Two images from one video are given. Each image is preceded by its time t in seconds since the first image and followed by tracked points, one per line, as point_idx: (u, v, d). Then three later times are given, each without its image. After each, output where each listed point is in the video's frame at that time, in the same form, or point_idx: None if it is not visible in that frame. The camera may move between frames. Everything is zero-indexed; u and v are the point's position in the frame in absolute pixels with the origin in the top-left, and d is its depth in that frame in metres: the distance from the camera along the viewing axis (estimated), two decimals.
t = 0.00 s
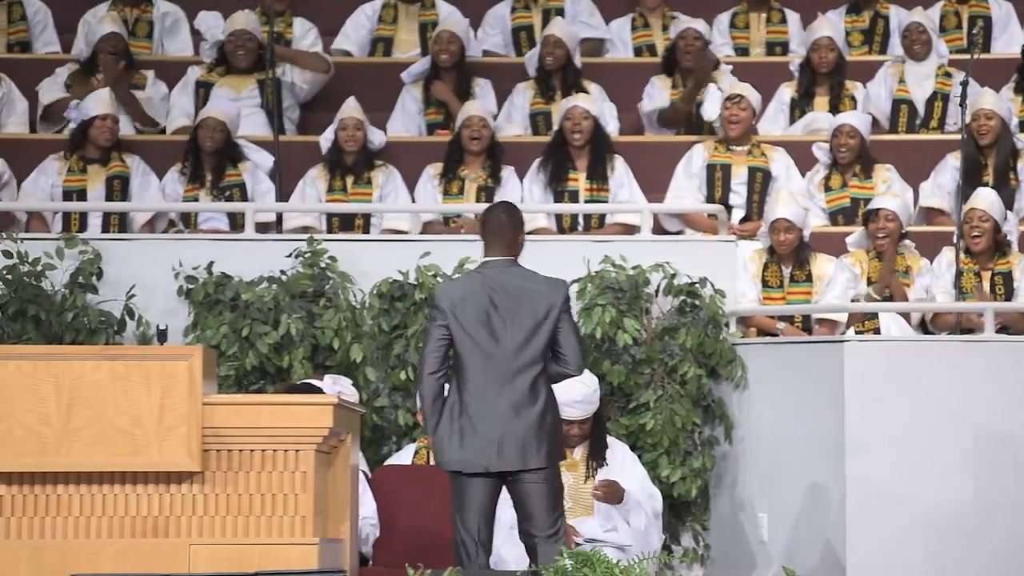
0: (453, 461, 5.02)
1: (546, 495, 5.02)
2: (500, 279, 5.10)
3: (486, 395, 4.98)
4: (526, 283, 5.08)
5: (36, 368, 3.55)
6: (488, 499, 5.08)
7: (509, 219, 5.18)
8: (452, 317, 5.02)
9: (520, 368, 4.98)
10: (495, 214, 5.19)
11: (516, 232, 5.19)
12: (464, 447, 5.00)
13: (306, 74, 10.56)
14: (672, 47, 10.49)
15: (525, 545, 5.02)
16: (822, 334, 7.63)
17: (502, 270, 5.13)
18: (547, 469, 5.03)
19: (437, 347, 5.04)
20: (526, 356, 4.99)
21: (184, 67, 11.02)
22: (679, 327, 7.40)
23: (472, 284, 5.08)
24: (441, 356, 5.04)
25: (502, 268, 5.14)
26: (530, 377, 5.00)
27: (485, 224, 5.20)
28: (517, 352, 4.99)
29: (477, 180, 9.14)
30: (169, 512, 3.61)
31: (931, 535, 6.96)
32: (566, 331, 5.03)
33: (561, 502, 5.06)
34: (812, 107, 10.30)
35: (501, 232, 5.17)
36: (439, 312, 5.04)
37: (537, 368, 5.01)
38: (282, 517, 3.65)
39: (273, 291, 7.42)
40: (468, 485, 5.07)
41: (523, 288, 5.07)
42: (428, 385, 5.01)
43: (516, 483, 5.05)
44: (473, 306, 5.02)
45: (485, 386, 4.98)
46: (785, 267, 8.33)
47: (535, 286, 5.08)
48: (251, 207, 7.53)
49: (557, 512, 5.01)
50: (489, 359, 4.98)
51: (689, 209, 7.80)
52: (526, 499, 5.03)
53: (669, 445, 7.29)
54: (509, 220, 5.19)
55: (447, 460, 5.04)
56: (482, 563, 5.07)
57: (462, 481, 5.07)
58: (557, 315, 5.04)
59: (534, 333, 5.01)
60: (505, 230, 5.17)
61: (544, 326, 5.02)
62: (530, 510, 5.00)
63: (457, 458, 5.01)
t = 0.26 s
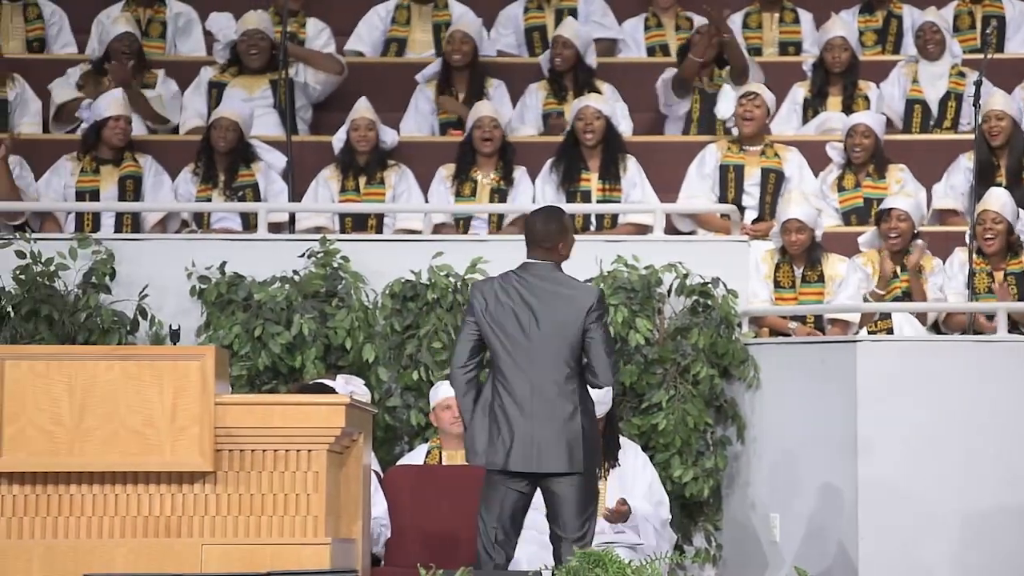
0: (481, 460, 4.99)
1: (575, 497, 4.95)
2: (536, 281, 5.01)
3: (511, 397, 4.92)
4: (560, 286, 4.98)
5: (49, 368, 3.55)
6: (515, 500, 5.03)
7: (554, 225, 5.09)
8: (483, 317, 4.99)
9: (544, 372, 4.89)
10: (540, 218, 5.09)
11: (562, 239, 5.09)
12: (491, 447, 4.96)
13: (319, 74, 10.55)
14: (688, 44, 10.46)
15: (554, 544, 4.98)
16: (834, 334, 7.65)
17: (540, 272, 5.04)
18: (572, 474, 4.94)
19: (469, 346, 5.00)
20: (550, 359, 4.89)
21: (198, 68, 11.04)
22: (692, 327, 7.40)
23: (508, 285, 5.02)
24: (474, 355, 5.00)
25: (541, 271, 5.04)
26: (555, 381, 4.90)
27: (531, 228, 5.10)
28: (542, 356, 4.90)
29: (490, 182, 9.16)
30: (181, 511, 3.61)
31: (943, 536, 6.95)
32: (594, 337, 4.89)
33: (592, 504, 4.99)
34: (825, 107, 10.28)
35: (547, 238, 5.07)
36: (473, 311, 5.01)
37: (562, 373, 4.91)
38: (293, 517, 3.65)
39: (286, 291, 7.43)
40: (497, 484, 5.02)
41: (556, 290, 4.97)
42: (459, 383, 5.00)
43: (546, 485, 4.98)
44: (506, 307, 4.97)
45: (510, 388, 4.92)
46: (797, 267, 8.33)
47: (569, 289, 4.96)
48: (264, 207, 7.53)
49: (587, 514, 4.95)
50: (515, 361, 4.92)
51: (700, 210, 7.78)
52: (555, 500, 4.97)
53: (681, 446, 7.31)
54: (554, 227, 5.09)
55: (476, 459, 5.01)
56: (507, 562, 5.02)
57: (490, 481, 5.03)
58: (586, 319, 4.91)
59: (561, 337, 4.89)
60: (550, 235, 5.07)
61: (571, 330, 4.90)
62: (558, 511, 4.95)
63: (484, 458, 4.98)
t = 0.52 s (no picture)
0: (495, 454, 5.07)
1: (579, 496, 4.92)
2: (549, 277, 5.02)
3: (518, 393, 4.96)
4: (569, 283, 4.96)
5: (48, 369, 3.55)
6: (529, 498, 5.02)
7: (575, 221, 5.04)
8: (500, 313, 5.06)
9: (547, 368, 4.91)
10: (559, 214, 5.05)
11: (579, 236, 5.05)
12: (501, 441, 5.02)
13: (319, 75, 10.55)
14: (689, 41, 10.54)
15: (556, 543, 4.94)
16: (833, 334, 7.65)
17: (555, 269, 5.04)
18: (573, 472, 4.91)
19: (487, 341, 5.09)
20: (553, 356, 4.90)
21: (197, 68, 11.04)
22: (691, 328, 7.39)
23: (525, 282, 5.06)
24: (492, 350, 5.08)
25: (557, 267, 5.03)
26: (557, 377, 4.91)
27: (551, 225, 5.06)
28: (546, 352, 4.92)
29: (490, 182, 9.16)
30: (181, 512, 3.61)
31: (944, 536, 6.94)
32: (594, 336, 4.84)
33: (593, 504, 4.94)
34: (824, 107, 10.29)
35: (566, 235, 5.04)
36: (492, 307, 5.10)
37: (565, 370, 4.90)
38: (293, 517, 3.65)
39: (285, 291, 7.42)
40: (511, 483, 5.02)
41: (565, 287, 4.95)
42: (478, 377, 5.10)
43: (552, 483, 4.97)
44: (520, 303, 5.02)
45: (517, 383, 4.97)
46: (796, 267, 8.33)
47: (577, 286, 4.94)
48: (263, 207, 7.54)
49: (584, 516, 4.90)
50: (523, 357, 4.96)
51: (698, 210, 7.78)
52: (561, 499, 4.94)
53: (680, 446, 7.31)
54: (573, 224, 5.04)
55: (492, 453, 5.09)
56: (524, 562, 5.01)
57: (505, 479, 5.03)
58: (587, 317, 4.86)
59: (563, 333, 4.89)
60: (569, 232, 5.04)
61: (573, 327, 4.88)
62: (562, 510, 4.92)
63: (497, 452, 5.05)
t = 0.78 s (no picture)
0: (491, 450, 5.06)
1: (573, 495, 4.91)
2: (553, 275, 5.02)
3: (518, 390, 4.96)
4: (573, 281, 4.96)
5: (46, 368, 3.55)
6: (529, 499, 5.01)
7: (577, 216, 5.07)
8: (502, 309, 5.05)
9: (549, 366, 4.91)
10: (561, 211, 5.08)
11: (584, 231, 5.08)
12: (498, 437, 5.01)
13: (317, 73, 10.55)
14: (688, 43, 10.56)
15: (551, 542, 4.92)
16: (832, 334, 7.66)
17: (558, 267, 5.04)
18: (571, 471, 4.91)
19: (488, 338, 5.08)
20: (555, 355, 4.90)
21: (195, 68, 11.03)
22: (690, 327, 7.38)
23: (528, 280, 5.06)
24: (492, 346, 5.07)
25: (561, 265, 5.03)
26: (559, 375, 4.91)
27: (554, 221, 5.09)
28: (549, 349, 4.91)
29: (489, 181, 9.16)
30: (179, 512, 3.61)
31: (943, 535, 6.94)
32: (599, 335, 4.85)
33: (588, 505, 4.93)
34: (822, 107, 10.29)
35: (569, 229, 5.07)
36: (493, 303, 5.09)
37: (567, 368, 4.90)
38: (291, 517, 3.65)
39: (283, 291, 7.42)
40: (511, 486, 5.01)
41: (569, 286, 4.96)
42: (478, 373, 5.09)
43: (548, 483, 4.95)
44: (523, 300, 5.02)
45: (517, 380, 4.97)
46: (795, 267, 8.33)
47: (581, 285, 4.95)
48: (262, 207, 7.54)
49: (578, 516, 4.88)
50: (524, 354, 4.95)
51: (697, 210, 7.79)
52: (555, 498, 4.93)
53: (679, 445, 7.31)
54: (576, 218, 5.08)
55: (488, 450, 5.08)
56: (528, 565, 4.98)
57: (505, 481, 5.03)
58: (593, 316, 4.87)
59: (567, 332, 4.89)
60: (572, 228, 5.06)
61: (577, 326, 4.89)
62: (558, 510, 4.90)
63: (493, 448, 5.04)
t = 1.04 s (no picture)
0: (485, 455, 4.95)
1: (572, 495, 4.92)
2: (546, 272, 5.00)
3: (523, 391, 4.91)
4: (572, 278, 4.97)
5: (47, 368, 3.55)
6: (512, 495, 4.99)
7: (554, 216, 5.09)
8: (495, 310, 4.95)
9: (558, 366, 4.89)
10: (538, 210, 5.09)
11: (561, 229, 5.09)
12: (497, 441, 4.92)
13: (317, 71, 10.53)
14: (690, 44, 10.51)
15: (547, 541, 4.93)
16: (831, 334, 7.67)
17: (549, 264, 5.02)
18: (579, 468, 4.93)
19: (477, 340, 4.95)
20: (565, 353, 4.89)
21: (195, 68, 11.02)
22: (690, 327, 7.38)
23: (517, 278, 4.99)
24: (481, 349, 4.95)
25: (548, 263, 5.03)
26: (568, 373, 4.90)
27: (531, 222, 5.09)
28: (558, 349, 4.89)
29: (490, 181, 9.15)
30: (179, 511, 3.61)
31: (943, 534, 6.94)
32: (611, 330, 4.90)
33: (588, 502, 4.96)
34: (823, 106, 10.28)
35: (547, 229, 5.07)
36: (482, 304, 4.97)
37: (577, 366, 4.91)
38: (291, 517, 3.65)
39: (284, 291, 7.42)
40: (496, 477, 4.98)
41: (568, 283, 4.96)
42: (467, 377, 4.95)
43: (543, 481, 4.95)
44: (517, 299, 4.93)
45: (522, 381, 4.91)
46: (795, 267, 8.32)
47: (581, 282, 4.96)
48: (262, 207, 7.54)
49: (582, 514, 4.91)
50: (528, 354, 4.90)
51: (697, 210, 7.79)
52: (551, 497, 4.93)
53: (679, 446, 7.31)
54: (552, 218, 5.09)
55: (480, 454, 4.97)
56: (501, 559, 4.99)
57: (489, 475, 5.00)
58: (602, 311, 4.91)
59: (576, 329, 4.89)
60: (549, 227, 5.07)
61: (585, 323, 4.90)
62: (553, 510, 4.91)
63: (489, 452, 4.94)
